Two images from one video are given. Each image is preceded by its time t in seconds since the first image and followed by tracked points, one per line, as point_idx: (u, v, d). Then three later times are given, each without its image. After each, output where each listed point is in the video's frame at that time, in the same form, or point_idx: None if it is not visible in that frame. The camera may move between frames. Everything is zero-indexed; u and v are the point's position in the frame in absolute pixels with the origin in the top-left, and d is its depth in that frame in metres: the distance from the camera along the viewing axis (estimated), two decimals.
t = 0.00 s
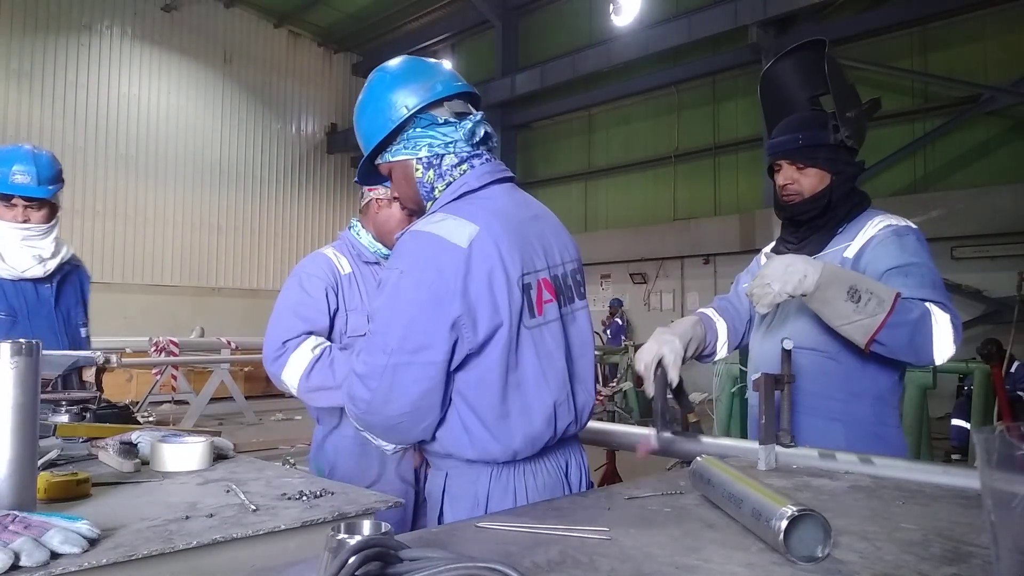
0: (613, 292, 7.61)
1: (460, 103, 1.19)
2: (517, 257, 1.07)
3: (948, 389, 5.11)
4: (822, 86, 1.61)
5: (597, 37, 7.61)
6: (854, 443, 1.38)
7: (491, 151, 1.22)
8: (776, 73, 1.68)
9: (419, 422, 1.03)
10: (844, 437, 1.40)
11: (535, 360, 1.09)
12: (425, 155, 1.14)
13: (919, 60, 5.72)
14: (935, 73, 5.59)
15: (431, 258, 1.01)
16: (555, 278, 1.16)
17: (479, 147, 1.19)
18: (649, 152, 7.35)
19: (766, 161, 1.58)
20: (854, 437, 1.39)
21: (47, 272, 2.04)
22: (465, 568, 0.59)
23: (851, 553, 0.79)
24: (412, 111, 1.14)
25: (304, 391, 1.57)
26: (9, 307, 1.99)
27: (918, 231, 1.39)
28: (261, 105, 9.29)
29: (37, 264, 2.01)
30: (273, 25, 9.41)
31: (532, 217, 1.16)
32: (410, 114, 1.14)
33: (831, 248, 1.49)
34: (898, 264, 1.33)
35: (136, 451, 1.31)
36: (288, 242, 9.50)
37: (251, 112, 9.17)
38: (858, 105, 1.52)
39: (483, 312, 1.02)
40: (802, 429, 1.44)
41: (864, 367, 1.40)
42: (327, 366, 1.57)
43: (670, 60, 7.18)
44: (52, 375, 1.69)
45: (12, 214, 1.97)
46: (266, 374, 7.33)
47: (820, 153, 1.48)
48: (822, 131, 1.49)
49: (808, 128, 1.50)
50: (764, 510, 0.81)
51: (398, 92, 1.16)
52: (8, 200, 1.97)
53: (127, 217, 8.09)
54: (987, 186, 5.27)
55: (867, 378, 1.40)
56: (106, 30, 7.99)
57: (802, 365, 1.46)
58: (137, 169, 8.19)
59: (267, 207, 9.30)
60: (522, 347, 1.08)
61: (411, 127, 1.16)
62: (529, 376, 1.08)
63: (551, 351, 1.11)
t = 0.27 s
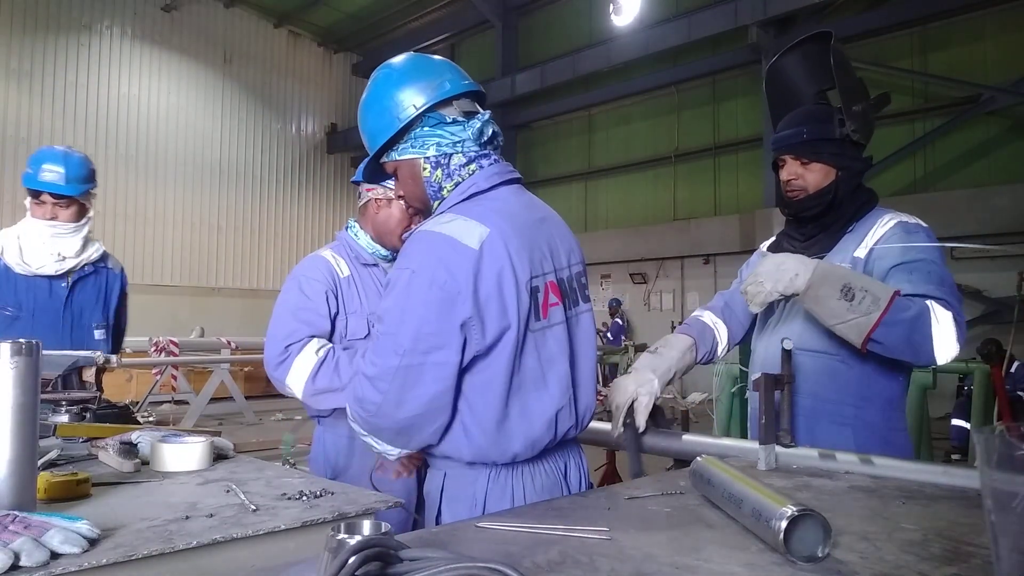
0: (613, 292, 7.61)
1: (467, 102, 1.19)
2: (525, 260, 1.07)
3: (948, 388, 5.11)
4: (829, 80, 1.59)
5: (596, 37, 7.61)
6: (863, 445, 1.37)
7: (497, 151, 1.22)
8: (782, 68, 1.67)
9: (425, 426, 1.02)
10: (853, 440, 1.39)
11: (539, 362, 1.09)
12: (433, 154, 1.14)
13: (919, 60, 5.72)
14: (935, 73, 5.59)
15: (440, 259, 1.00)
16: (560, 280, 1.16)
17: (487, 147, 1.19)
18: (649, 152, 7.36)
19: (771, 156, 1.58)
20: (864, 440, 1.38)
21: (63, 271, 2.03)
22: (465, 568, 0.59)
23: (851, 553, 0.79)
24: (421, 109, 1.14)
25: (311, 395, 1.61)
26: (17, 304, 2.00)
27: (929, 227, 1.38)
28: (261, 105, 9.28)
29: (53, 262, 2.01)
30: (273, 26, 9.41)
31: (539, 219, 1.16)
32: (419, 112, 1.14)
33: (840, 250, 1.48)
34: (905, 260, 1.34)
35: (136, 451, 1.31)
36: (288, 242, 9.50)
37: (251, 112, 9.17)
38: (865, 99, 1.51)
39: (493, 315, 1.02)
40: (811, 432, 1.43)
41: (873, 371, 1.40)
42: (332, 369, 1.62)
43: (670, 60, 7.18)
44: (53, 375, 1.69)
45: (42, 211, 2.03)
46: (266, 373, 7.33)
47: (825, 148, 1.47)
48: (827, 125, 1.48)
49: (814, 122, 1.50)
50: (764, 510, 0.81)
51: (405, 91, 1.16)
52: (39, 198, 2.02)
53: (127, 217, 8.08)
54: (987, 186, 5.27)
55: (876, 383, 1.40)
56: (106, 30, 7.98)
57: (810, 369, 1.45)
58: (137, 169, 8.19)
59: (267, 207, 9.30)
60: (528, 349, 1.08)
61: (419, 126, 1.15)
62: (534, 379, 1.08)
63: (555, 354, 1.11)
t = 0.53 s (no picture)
0: (613, 292, 7.61)
1: (470, 101, 1.19)
2: (534, 259, 1.07)
3: (948, 388, 5.11)
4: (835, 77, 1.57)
5: (596, 37, 7.60)
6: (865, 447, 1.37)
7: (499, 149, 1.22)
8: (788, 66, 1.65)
9: (437, 429, 1.02)
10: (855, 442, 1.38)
11: (548, 362, 1.09)
12: (436, 153, 1.14)
13: (920, 60, 5.72)
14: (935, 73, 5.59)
15: (452, 258, 1.00)
16: (566, 280, 1.16)
17: (491, 146, 1.19)
18: (648, 152, 7.36)
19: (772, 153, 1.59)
20: (866, 443, 1.38)
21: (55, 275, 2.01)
22: (465, 568, 0.59)
23: (851, 553, 0.79)
24: (424, 108, 1.13)
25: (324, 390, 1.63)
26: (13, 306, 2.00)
27: (928, 226, 1.36)
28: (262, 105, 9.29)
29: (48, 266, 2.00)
30: (273, 25, 9.41)
31: (544, 218, 1.16)
32: (422, 111, 1.13)
33: (840, 251, 1.48)
34: (895, 253, 1.33)
35: (135, 452, 1.31)
36: (288, 242, 9.50)
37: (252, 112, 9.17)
38: (870, 95, 1.50)
39: (505, 314, 1.02)
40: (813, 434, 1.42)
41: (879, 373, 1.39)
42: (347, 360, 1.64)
43: (669, 60, 7.18)
44: (52, 375, 1.69)
45: (57, 218, 2.02)
46: (266, 373, 7.33)
47: (825, 144, 1.48)
48: (828, 121, 1.49)
49: (815, 118, 1.50)
50: (764, 510, 0.81)
51: (407, 89, 1.15)
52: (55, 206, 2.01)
53: (128, 216, 8.08)
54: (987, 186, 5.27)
55: (880, 386, 1.39)
56: (106, 29, 7.98)
57: (814, 370, 1.44)
58: (138, 169, 8.19)
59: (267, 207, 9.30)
60: (537, 349, 1.08)
61: (422, 124, 1.15)
62: (543, 379, 1.08)
63: (563, 354, 1.11)
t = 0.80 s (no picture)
0: (613, 292, 7.60)
1: (467, 99, 1.19)
2: (530, 261, 1.06)
3: (949, 388, 5.11)
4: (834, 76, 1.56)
5: (596, 37, 7.59)
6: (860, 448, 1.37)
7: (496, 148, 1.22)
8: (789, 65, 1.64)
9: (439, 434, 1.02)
10: (850, 443, 1.39)
11: (547, 364, 1.09)
12: (433, 153, 1.14)
13: (920, 60, 5.71)
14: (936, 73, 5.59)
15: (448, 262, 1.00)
16: (564, 280, 1.16)
17: (487, 145, 1.19)
18: (649, 152, 7.35)
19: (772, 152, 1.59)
20: (861, 444, 1.38)
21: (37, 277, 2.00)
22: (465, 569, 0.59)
23: (851, 554, 0.79)
24: (419, 108, 1.13)
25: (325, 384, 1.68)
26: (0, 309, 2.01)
27: (916, 225, 1.36)
28: (261, 105, 9.28)
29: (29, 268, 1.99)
30: (273, 25, 9.41)
31: (540, 219, 1.16)
32: (417, 111, 1.13)
33: (834, 249, 1.48)
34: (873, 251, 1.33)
35: (135, 451, 1.31)
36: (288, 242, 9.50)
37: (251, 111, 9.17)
38: (868, 95, 1.50)
39: (502, 317, 1.02)
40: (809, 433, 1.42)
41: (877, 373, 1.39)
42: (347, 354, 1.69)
43: (670, 60, 7.18)
44: (52, 375, 1.69)
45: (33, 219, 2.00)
46: (266, 373, 7.34)
47: (822, 143, 1.48)
48: (825, 119, 1.49)
49: (813, 116, 1.50)
50: (764, 510, 0.81)
51: (402, 89, 1.15)
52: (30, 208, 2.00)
53: (128, 216, 8.09)
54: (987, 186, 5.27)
55: (876, 387, 1.39)
56: (106, 29, 7.97)
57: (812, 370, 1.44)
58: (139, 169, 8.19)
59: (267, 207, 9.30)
60: (535, 351, 1.08)
61: (418, 124, 1.15)
62: (542, 380, 1.08)
63: (562, 355, 1.11)
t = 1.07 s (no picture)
0: (613, 292, 7.60)
1: (454, 102, 1.20)
2: (516, 268, 1.04)
3: (949, 388, 5.11)
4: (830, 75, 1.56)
5: (596, 37, 7.59)
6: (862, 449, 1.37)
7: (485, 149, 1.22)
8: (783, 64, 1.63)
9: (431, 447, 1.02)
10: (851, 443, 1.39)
11: (538, 371, 1.07)
12: (421, 158, 1.14)
13: (920, 60, 5.71)
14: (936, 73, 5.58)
15: (432, 274, 0.99)
16: (557, 284, 1.14)
17: (475, 148, 1.19)
18: (648, 152, 7.35)
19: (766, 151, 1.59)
20: (864, 444, 1.38)
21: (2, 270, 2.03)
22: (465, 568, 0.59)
23: (851, 553, 0.79)
24: (406, 113, 1.14)
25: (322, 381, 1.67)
26: None
27: (914, 223, 1.37)
28: (261, 105, 9.28)
29: None
30: (273, 25, 9.40)
31: (531, 222, 1.13)
32: (405, 116, 1.14)
33: (830, 251, 1.48)
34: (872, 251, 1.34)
35: (135, 451, 1.31)
36: (288, 241, 9.50)
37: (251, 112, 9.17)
38: (863, 93, 1.50)
39: (488, 326, 1.01)
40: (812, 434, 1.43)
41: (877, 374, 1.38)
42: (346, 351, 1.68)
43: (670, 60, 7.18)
44: (52, 375, 1.69)
45: None
46: (266, 373, 7.34)
47: (816, 141, 1.48)
48: (820, 118, 1.49)
49: (807, 115, 1.50)
50: (764, 510, 0.81)
51: (389, 93, 1.16)
52: None
53: (128, 217, 8.11)
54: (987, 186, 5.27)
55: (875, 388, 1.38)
56: (105, 30, 7.97)
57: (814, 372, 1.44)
58: (138, 169, 8.20)
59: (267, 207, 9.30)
60: (525, 360, 1.06)
61: (406, 130, 1.15)
62: (532, 387, 1.07)
63: (555, 361, 1.09)
